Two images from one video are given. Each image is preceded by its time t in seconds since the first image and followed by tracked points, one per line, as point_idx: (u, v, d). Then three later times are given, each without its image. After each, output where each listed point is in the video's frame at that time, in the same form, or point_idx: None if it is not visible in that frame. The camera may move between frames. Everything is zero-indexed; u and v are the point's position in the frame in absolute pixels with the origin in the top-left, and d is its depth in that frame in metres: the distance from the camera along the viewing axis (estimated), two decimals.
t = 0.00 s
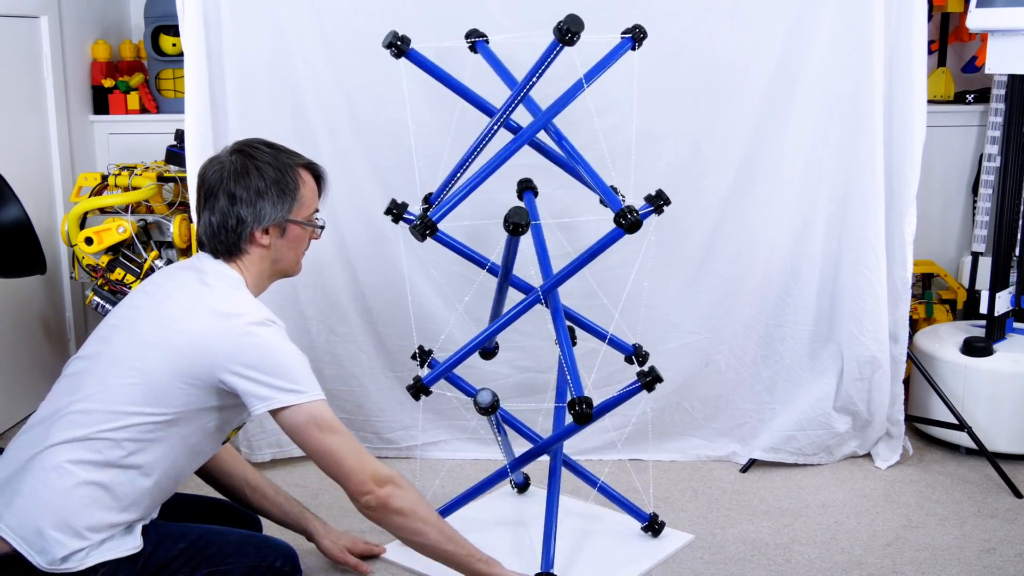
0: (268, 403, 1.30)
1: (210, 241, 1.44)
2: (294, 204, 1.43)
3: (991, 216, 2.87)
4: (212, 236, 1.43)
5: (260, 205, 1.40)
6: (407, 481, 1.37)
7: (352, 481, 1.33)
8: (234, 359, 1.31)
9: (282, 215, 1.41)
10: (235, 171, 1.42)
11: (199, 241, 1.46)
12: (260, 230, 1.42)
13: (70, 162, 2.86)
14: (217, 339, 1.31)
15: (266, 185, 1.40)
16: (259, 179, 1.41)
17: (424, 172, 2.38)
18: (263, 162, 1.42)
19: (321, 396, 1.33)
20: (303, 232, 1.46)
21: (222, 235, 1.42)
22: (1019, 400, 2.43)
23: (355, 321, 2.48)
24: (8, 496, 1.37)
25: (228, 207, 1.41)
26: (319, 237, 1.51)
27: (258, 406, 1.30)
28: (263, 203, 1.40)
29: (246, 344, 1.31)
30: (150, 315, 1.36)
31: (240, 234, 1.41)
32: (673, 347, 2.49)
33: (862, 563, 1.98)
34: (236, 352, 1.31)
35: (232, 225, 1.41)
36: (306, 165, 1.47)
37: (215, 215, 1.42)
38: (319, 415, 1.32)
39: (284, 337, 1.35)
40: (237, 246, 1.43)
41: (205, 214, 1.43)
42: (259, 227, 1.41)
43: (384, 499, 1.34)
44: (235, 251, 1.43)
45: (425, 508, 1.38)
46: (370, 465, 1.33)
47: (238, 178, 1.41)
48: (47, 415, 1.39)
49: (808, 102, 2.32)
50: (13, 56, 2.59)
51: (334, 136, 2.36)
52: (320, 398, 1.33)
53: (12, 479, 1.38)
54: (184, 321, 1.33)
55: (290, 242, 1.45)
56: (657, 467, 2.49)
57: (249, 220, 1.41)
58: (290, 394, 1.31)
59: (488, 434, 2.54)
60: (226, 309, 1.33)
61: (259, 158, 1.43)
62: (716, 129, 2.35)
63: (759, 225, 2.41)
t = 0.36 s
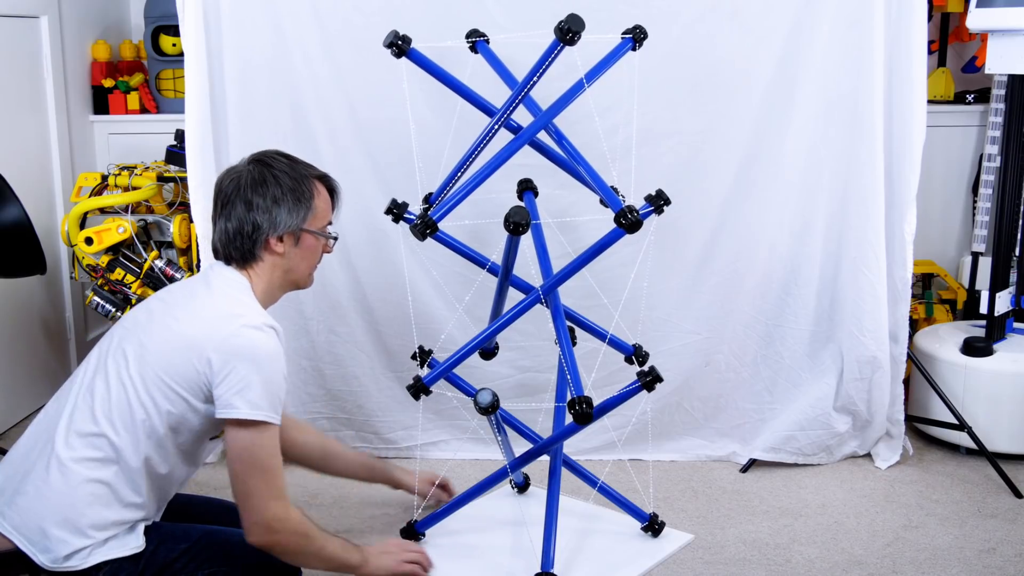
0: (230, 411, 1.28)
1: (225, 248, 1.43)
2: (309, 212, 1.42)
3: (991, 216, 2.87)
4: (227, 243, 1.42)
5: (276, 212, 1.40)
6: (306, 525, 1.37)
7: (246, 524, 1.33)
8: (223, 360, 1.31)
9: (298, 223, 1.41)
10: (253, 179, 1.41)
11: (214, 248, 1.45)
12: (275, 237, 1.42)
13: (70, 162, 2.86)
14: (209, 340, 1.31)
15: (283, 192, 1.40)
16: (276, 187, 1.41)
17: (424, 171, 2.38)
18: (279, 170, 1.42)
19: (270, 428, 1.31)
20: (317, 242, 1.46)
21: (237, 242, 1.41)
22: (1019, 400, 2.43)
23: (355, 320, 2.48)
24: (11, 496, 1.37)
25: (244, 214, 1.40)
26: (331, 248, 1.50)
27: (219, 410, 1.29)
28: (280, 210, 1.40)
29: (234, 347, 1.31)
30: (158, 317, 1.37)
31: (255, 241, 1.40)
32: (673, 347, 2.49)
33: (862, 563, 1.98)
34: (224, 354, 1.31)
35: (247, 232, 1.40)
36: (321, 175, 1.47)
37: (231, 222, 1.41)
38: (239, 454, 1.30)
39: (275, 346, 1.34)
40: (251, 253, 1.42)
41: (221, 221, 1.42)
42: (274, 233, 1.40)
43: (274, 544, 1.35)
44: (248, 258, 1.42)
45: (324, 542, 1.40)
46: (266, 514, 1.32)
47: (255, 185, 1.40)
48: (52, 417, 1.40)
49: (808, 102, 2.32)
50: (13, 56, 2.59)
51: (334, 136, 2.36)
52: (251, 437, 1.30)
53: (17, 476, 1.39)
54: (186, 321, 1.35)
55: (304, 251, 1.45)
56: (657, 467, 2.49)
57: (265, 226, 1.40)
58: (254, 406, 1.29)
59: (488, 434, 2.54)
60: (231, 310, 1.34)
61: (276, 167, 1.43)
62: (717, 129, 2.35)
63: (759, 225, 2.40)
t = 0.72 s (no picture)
0: (228, 395, 1.39)
1: (237, 257, 1.51)
2: (313, 212, 1.49)
3: (991, 216, 2.87)
4: (239, 252, 1.50)
5: (281, 215, 1.47)
6: (293, 501, 1.53)
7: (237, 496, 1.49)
8: (224, 347, 1.39)
9: (303, 224, 1.47)
10: (255, 187, 1.48)
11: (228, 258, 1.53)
12: (284, 240, 1.48)
13: (71, 162, 2.86)
14: (212, 327, 1.40)
15: (285, 197, 1.46)
16: (279, 192, 1.48)
17: (424, 171, 2.38)
18: (280, 176, 1.49)
19: (264, 411, 1.43)
20: (328, 240, 1.52)
21: (247, 249, 1.48)
22: (1019, 400, 2.43)
23: (355, 320, 2.48)
24: (19, 475, 1.41)
25: (250, 222, 1.47)
26: (345, 247, 1.56)
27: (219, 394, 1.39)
28: (284, 213, 1.46)
29: (234, 333, 1.39)
30: (172, 312, 1.46)
31: (264, 247, 1.47)
32: (673, 346, 2.49)
33: (862, 563, 1.98)
34: (224, 340, 1.39)
35: (256, 238, 1.47)
36: (323, 176, 1.54)
37: (241, 231, 1.48)
38: (234, 435, 1.42)
39: (272, 332, 1.42)
40: (262, 259, 1.49)
41: (231, 232, 1.50)
42: (282, 237, 1.47)
43: (261, 513, 1.51)
44: (261, 263, 1.49)
45: (305, 518, 1.57)
46: (257, 489, 1.48)
47: (258, 194, 1.48)
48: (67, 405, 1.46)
49: (808, 102, 2.32)
50: (13, 56, 2.59)
51: (334, 136, 2.36)
52: (248, 419, 1.42)
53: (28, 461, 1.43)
54: (191, 313, 1.42)
55: (314, 251, 1.51)
56: (657, 467, 2.49)
57: (272, 231, 1.47)
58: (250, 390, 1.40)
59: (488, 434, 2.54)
60: (224, 303, 1.43)
61: (278, 174, 1.50)
62: (716, 129, 2.35)
63: (759, 225, 2.40)
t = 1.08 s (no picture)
0: (228, 392, 1.39)
1: (235, 265, 1.51)
2: (305, 212, 1.49)
3: (991, 216, 2.87)
4: (236, 259, 1.50)
5: (274, 217, 1.47)
6: (295, 498, 1.52)
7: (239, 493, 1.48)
8: (222, 344, 1.40)
9: (295, 224, 1.48)
10: (245, 194, 1.49)
11: (226, 266, 1.53)
12: (280, 242, 1.49)
13: (70, 162, 2.86)
14: (211, 325, 1.40)
15: (275, 200, 1.47)
16: (269, 197, 1.48)
17: (424, 171, 2.38)
18: (269, 181, 1.50)
19: (264, 408, 1.43)
20: (324, 239, 1.52)
21: (244, 256, 1.49)
22: (1019, 400, 2.43)
23: (355, 320, 2.48)
24: (22, 477, 1.41)
25: (244, 229, 1.48)
26: (342, 244, 1.56)
27: (218, 392, 1.40)
28: (275, 216, 1.47)
29: (231, 328, 1.40)
30: (171, 311, 1.46)
31: (260, 251, 1.48)
32: (673, 346, 2.49)
33: (862, 563, 1.98)
34: (221, 336, 1.39)
35: (251, 244, 1.48)
36: (313, 176, 1.54)
37: (235, 241, 1.49)
38: (236, 431, 1.43)
39: (269, 326, 1.43)
40: (259, 263, 1.49)
41: (227, 242, 1.51)
42: (276, 239, 1.47)
43: (263, 510, 1.51)
44: (258, 268, 1.50)
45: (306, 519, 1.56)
46: (259, 485, 1.48)
47: (247, 202, 1.48)
48: (70, 407, 1.46)
49: (808, 102, 2.32)
50: (13, 56, 2.59)
51: (334, 136, 2.36)
52: (249, 415, 1.42)
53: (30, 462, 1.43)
54: (188, 313, 1.43)
55: (311, 250, 1.51)
56: (657, 467, 2.49)
57: (266, 235, 1.47)
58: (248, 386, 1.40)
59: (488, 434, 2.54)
60: (219, 301, 1.43)
61: (267, 179, 1.51)
62: (717, 129, 2.35)
63: (759, 225, 2.40)
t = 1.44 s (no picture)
0: (220, 387, 1.37)
1: (223, 254, 1.50)
2: (294, 203, 1.48)
3: (991, 215, 2.87)
4: (223, 249, 1.49)
5: (262, 209, 1.46)
6: (294, 499, 1.49)
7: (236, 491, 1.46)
8: (210, 340, 1.38)
9: (284, 216, 1.47)
10: (235, 183, 1.47)
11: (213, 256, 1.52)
12: (268, 233, 1.48)
13: (71, 162, 2.86)
14: (199, 321, 1.38)
15: (265, 189, 1.46)
16: (258, 187, 1.47)
17: (424, 171, 2.38)
18: (260, 170, 1.48)
19: (256, 404, 1.41)
20: (313, 231, 1.51)
21: (231, 246, 1.48)
22: (1019, 400, 2.43)
23: (355, 320, 2.48)
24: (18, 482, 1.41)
25: (232, 218, 1.47)
26: (331, 236, 1.55)
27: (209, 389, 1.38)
28: (264, 207, 1.46)
29: (220, 324, 1.38)
30: (158, 308, 1.44)
31: (248, 241, 1.47)
32: (673, 347, 2.49)
33: (862, 563, 1.98)
34: (209, 333, 1.37)
35: (238, 234, 1.47)
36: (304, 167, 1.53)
37: (223, 228, 1.48)
38: (235, 426, 1.40)
39: (257, 319, 1.41)
40: (247, 254, 1.48)
41: (215, 230, 1.50)
42: (264, 230, 1.47)
43: (262, 509, 1.48)
44: (245, 258, 1.49)
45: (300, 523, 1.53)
46: (258, 483, 1.45)
47: (237, 190, 1.47)
48: (61, 409, 1.45)
49: (808, 102, 2.32)
50: (13, 56, 2.58)
51: (334, 136, 2.36)
52: (246, 409, 1.40)
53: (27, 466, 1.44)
54: (177, 308, 1.41)
55: (299, 243, 1.50)
56: (657, 467, 2.49)
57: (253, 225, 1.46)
58: (238, 380, 1.37)
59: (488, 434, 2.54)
60: (208, 294, 1.41)
61: (258, 168, 1.49)
62: (717, 129, 2.35)
63: (759, 225, 2.41)
